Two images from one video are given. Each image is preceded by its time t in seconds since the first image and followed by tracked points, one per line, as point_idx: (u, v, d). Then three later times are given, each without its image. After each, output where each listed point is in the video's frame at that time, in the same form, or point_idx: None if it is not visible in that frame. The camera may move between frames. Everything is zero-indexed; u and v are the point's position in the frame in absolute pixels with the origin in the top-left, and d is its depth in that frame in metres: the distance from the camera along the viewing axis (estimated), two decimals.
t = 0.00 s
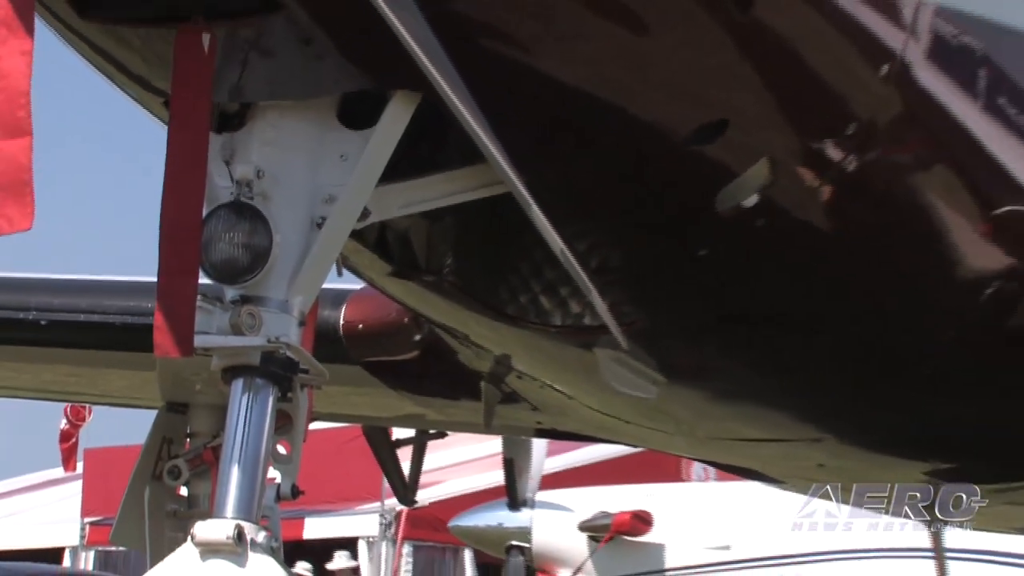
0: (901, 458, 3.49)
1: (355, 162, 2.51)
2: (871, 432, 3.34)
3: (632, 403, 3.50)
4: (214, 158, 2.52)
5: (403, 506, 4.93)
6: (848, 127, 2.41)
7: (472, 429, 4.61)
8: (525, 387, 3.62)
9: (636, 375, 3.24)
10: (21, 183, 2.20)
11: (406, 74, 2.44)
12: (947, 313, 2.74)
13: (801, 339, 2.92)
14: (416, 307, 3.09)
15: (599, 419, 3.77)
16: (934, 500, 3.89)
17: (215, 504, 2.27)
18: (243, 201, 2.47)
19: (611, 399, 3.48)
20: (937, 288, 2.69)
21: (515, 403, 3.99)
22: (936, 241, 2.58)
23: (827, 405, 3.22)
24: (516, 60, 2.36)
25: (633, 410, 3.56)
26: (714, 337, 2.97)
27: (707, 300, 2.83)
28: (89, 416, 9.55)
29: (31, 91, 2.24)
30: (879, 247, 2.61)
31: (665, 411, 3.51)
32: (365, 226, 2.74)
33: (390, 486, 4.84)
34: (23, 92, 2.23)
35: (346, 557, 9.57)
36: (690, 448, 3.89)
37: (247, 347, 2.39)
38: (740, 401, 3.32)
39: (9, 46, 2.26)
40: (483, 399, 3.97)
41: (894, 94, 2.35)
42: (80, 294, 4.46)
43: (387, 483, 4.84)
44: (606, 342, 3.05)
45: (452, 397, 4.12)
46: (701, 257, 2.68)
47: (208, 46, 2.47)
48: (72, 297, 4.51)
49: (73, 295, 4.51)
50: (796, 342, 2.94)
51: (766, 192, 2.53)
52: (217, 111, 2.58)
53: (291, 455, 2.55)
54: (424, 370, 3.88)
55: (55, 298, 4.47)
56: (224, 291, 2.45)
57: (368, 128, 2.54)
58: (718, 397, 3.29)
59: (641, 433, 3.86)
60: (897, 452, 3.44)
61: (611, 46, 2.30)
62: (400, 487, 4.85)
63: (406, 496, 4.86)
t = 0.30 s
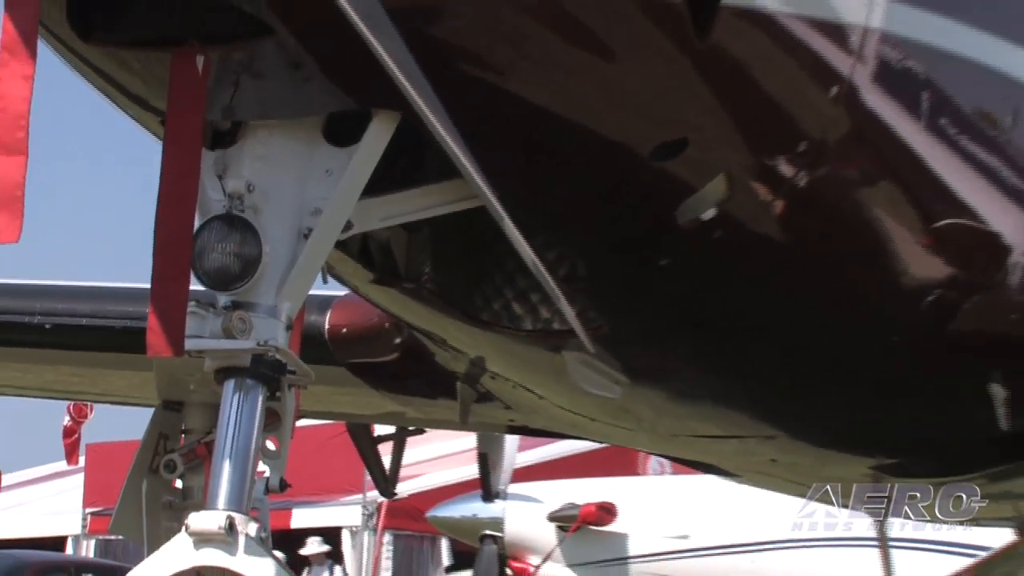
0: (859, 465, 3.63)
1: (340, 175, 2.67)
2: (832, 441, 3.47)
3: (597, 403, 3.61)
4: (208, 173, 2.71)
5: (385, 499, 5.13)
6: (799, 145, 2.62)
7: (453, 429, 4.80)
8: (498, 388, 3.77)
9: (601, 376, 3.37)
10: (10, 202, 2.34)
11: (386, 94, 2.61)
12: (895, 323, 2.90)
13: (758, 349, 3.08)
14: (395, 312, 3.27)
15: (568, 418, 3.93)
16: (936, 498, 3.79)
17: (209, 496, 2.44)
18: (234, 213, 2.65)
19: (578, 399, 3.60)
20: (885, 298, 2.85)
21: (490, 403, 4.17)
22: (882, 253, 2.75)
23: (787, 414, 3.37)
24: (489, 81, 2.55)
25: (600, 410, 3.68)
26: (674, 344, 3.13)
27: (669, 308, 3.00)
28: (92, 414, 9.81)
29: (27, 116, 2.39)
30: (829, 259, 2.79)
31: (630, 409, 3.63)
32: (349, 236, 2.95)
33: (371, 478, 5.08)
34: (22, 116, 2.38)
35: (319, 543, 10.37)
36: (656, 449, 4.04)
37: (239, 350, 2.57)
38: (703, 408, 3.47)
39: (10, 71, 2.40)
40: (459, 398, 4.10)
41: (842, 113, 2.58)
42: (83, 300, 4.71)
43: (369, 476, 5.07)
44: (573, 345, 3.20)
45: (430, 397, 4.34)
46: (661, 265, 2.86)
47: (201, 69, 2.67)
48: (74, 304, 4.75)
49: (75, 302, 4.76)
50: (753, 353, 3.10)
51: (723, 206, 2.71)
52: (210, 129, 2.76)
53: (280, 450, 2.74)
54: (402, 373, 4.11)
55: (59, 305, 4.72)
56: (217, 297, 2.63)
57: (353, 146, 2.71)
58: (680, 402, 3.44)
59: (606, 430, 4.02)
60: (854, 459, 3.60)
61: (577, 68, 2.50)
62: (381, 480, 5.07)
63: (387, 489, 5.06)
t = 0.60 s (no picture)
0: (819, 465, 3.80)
1: (323, 187, 2.83)
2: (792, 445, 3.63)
3: (566, 403, 3.70)
4: (198, 184, 2.86)
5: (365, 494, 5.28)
6: (759, 159, 2.80)
7: (431, 428, 4.96)
8: (472, 387, 3.89)
9: (570, 377, 3.48)
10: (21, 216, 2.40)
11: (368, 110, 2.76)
12: (851, 330, 3.03)
13: (719, 357, 3.20)
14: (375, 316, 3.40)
15: (537, 416, 4.06)
16: (935, 497, 3.97)
17: (198, 491, 2.58)
18: (224, 222, 2.79)
19: (548, 399, 3.71)
20: (840, 306, 2.99)
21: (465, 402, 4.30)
22: (836, 262, 2.91)
23: (749, 417, 3.49)
24: (464, 98, 2.63)
25: (570, 411, 3.79)
26: (640, 349, 3.24)
27: (636, 317, 3.12)
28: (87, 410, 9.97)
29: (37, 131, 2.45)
30: (788, 269, 2.94)
31: (597, 409, 3.71)
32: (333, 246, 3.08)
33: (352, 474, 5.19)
34: (31, 131, 2.43)
35: (288, 534, 9.86)
36: (624, 447, 4.16)
37: (228, 352, 2.71)
38: (668, 411, 3.58)
39: (14, 88, 2.45)
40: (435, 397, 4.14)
41: (798, 129, 2.78)
42: (78, 303, 4.80)
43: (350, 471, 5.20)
44: (544, 349, 3.31)
45: (409, 395, 4.49)
46: (628, 274, 2.97)
47: (193, 86, 2.80)
48: (68, 307, 4.84)
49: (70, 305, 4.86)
50: (715, 361, 3.22)
51: (687, 217, 2.86)
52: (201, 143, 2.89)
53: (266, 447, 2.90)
54: (381, 373, 4.28)
55: (54, 308, 4.81)
56: (207, 301, 2.78)
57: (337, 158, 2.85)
58: (646, 404, 3.55)
59: (575, 429, 4.13)
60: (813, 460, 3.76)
61: (551, 88, 2.64)
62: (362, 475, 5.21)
63: (367, 483, 5.21)
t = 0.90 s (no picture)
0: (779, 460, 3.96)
1: (307, 196, 2.97)
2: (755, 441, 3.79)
3: (539, 401, 3.85)
4: (187, 194, 2.98)
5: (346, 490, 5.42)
6: (721, 168, 2.97)
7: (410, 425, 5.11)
8: (448, 386, 4.03)
9: (543, 377, 3.61)
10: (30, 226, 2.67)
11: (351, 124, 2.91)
12: (808, 332, 3.18)
13: (686, 357, 3.33)
14: (356, 318, 3.53)
15: (512, 414, 4.21)
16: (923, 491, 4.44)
17: (186, 486, 2.72)
18: (212, 230, 2.93)
19: (522, 398, 3.85)
20: (799, 308, 3.15)
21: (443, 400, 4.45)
22: (796, 266, 3.10)
23: (714, 415, 3.64)
24: (442, 111, 2.75)
25: (542, 409, 3.93)
26: (609, 350, 3.37)
27: (605, 319, 3.25)
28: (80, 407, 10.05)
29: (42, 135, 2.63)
30: (750, 273, 3.10)
31: (569, 407, 3.86)
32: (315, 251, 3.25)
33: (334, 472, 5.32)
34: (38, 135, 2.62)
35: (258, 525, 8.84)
36: (595, 444, 4.31)
37: (214, 353, 2.84)
38: (636, 410, 3.73)
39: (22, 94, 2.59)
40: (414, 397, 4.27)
41: (759, 141, 2.98)
42: (76, 306, 5.02)
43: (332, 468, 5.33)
44: (517, 350, 3.45)
45: (389, 394, 4.63)
46: (597, 278, 3.11)
47: (181, 100, 2.95)
48: (66, 311, 5.06)
49: (70, 309, 5.07)
50: (682, 361, 3.36)
51: (653, 224, 3.01)
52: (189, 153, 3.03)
53: (252, 444, 3.01)
54: (364, 373, 4.42)
55: (52, 311, 5.02)
56: (196, 305, 2.90)
57: (320, 168, 3.01)
58: (615, 402, 3.70)
59: (550, 426, 4.27)
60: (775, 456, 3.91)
61: (523, 103, 2.77)
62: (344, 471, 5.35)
63: (349, 480, 5.35)
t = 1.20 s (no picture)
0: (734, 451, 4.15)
1: (291, 203, 3.15)
2: (714, 433, 3.97)
3: (510, 398, 4.02)
4: (177, 201, 3.13)
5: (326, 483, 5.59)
6: (682, 177, 3.15)
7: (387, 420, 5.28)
8: (425, 383, 4.21)
9: (514, 374, 3.79)
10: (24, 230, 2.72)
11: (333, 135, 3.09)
12: (764, 331, 3.38)
13: (649, 354, 3.51)
14: (336, 318, 3.70)
15: (485, 410, 4.39)
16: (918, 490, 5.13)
17: (176, 477, 2.88)
18: (200, 235, 3.09)
19: (495, 395, 4.02)
20: (756, 308, 3.35)
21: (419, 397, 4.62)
22: (753, 269, 3.30)
23: (676, 409, 3.81)
24: (418, 123, 2.90)
25: (514, 405, 4.11)
26: (579, 348, 3.54)
27: (573, 320, 3.43)
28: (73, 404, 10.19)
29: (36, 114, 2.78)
30: (711, 275, 3.28)
31: (538, 403, 4.04)
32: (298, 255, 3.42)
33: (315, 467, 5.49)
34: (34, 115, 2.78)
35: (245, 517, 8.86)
36: (564, 439, 4.50)
37: (203, 353, 3.00)
38: (602, 406, 3.91)
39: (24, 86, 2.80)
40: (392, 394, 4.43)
41: (718, 151, 3.17)
42: (71, 308, 5.18)
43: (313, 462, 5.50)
44: (490, 349, 3.62)
45: (368, 391, 4.80)
46: (565, 280, 3.28)
47: (171, 112, 3.10)
48: (62, 311, 5.21)
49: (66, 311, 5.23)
50: (645, 358, 3.54)
51: (617, 230, 3.18)
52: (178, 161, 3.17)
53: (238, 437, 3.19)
54: (345, 371, 4.59)
55: (45, 311, 5.15)
56: (184, 306, 3.06)
57: (303, 176, 3.19)
58: (582, 399, 3.87)
59: (521, 422, 4.45)
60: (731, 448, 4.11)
61: (496, 115, 2.93)
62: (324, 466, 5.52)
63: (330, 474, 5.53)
